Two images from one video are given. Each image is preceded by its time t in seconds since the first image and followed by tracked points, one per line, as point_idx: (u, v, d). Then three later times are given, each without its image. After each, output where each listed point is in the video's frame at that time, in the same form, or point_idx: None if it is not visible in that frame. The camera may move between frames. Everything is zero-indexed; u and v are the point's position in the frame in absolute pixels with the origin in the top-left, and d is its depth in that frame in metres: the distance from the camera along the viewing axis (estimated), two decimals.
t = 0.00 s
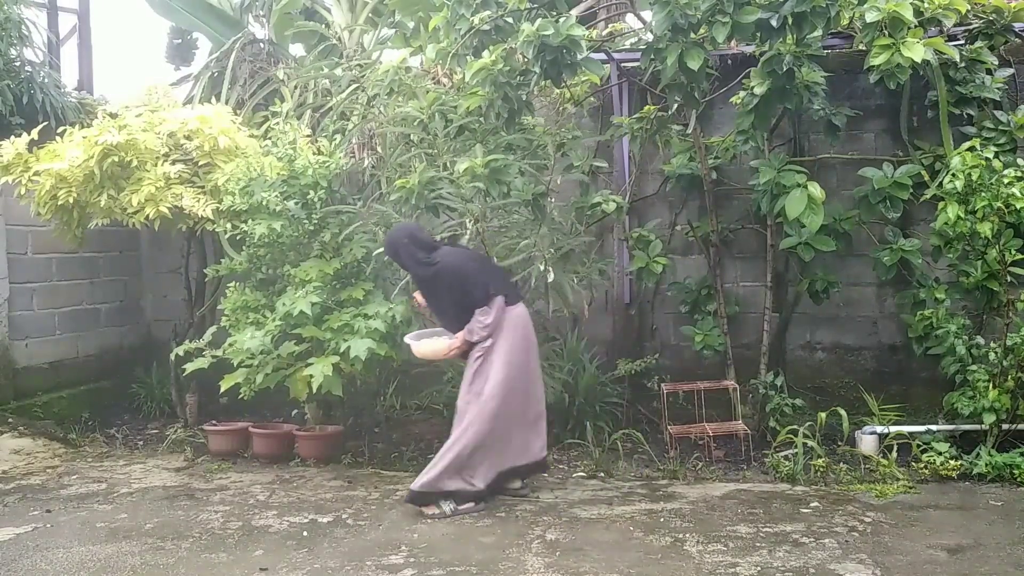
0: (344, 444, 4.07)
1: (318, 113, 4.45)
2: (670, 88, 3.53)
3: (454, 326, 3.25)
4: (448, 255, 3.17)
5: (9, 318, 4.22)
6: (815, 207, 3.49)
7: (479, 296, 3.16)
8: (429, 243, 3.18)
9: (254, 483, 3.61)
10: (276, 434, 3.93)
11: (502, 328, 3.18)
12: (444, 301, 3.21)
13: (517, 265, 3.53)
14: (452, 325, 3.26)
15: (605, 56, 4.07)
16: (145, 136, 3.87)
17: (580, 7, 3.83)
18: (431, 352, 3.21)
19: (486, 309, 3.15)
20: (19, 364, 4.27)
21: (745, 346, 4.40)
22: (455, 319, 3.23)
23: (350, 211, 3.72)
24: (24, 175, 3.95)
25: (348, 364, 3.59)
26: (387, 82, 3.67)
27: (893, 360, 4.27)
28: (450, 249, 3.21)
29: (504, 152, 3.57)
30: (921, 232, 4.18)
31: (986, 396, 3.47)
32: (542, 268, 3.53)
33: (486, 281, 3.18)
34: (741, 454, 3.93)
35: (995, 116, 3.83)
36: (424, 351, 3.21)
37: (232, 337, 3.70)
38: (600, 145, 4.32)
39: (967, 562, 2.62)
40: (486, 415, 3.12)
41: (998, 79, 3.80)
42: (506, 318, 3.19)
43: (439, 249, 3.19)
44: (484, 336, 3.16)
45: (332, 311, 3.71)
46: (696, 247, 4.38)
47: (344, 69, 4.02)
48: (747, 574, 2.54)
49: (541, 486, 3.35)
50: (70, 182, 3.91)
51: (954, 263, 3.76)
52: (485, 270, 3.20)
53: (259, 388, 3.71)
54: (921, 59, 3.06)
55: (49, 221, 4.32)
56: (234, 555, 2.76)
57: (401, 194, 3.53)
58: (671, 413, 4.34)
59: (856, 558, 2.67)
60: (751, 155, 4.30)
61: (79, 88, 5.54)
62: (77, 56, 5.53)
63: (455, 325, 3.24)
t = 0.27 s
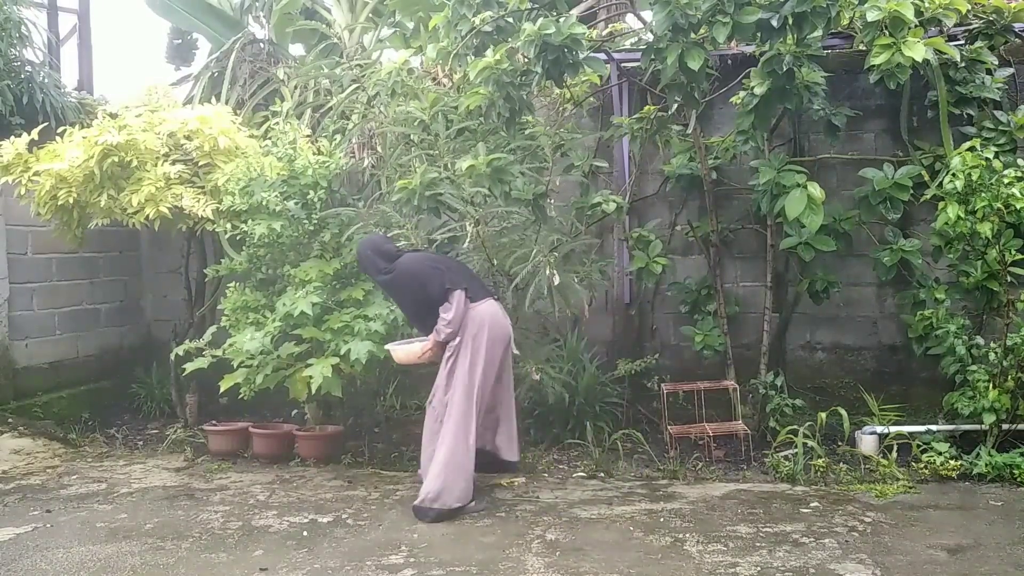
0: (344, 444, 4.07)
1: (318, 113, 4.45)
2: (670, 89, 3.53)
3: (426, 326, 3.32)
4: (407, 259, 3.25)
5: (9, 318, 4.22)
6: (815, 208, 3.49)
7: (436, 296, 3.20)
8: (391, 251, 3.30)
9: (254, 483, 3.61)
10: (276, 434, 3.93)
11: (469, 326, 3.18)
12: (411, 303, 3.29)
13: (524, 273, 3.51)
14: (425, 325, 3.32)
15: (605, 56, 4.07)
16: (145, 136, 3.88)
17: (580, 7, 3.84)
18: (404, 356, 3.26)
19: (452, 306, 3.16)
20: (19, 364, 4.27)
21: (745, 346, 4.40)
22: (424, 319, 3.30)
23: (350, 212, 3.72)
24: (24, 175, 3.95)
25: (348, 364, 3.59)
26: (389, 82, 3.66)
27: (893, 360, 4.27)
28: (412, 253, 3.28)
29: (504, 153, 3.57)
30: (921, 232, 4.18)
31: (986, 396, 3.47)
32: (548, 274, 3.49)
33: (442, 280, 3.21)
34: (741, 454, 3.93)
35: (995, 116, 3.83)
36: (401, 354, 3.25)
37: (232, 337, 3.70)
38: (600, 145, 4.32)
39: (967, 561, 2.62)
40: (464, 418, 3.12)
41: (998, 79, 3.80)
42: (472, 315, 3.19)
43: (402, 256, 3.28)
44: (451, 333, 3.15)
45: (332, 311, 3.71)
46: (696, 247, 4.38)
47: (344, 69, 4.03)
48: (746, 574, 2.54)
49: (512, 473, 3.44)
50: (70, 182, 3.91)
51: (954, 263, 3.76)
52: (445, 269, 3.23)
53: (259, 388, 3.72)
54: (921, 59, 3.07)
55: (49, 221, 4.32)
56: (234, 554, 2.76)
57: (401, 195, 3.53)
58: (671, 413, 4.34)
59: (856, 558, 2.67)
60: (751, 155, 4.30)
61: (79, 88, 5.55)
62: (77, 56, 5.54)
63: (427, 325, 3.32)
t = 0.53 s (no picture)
0: (344, 444, 4.07)
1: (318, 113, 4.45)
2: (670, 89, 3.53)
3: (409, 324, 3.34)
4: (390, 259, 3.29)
5: (9, 318, 4.22)
6: (815, 207, 3.49)
7: (411, 290, 3.27)
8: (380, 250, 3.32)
9: (254, 483, 3.61)
10: (276, 434, 3.93)
11: (445, 318, 3.23)
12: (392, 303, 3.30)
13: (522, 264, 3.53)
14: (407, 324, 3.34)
15: (605, 56, 4.07)
16: (145, 136, 3.88)
17: (580, 7, 3.84)
18: (390, 352, 3.29)
19: (426, 300, 3.22)
20: (19, 365, 4.27)
21: (745, 346, 4.40)
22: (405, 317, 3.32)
23: (350, 212, 3.72)
24: (24, 175, 3.95)
25: (349, 364, 3.59)
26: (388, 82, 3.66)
27: (893, 360, 4.27)
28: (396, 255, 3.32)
29: (504, 152, 3.57)
30: (921, 232, 4.18)
31: (986, 396, 3.47)
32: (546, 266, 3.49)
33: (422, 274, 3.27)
34: (741, 455, 3.93)
35: (995, 116, 3.83)
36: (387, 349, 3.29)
37: (232, 337, 3.70)
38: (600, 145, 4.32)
39: (967, 561, 2.62)
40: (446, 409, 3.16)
41: (998, 79, 3.80)
42: (448, 306, 3.24)
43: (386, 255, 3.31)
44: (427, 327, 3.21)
45: (332, 311, 3.71)
46: (697, 247, 4.38)
47: (344, 69, 4.03)
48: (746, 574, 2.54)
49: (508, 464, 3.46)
50: (70, 182, 3.91)
51: (954, 263, 3.76)
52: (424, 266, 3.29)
53: (259, 388, 3.72)
54: (921, 59, 3.07)
55: (49, 221, 4.33)
56: (234, 555, 2.76)
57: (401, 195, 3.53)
58: (671, 413, 4.34)
59: (856, 558, 2.67)
60: (751, 155, 4.30)
61: (79, 88, 5.55)
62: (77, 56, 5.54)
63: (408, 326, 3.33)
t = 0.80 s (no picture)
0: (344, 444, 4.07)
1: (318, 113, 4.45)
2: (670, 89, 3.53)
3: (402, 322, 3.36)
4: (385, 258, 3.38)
5: (9, 318, 4.22)
6: (815, 207, 3.49)
7: (398, 285, 3.36)
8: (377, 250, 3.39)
9: (254, 483, 3.61)
10: (276, 434, 3.93)
11: (430, 313, 3.29)
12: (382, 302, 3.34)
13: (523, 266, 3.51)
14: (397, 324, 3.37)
15: (605, 56, 4.06)
16: (145, 136, 3.88)
17: (580, 7, 3.84)
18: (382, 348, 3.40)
19: (411, 294, 3.31)
20: (19, 365, 4.27)
21: (746, 346, 4.40)
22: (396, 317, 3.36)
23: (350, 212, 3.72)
24: (24, 174, 3.95)
25: (348, 364, 3.58)
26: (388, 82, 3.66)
27: (893, 360, 4.27)
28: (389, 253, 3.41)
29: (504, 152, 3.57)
30: (921, 232, 4.18)
31: (986, 396, 3.47)
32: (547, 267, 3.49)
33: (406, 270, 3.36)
34: (741, 454, 3.93)
35: (995, 116, 3.82)
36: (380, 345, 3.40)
37: (232, 337, 3.70)
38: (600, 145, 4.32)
39: (967, 561, 2.62)
40: (432, 401, 3.22)
41: (998, 79, 3.80)
42: (432, 301, 3.31)
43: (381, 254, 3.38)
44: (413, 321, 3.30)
45: (332, 311, 3.71)
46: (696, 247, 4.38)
47: (344, 69, 4.03)
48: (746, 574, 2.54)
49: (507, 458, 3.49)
50: (70, 182, 3.91)
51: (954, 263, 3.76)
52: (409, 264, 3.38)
53: (259, 388, 3.72)
54: (921, 58, 3.07)
55: (49, 221, 4.32)
56: (234, 554, 2.76)
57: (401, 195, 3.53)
58: (671, 413, 4.33)
59: (856, 558, 2.67)
60: (751, 155, 4.30)
61: (79, 88, 5.55)
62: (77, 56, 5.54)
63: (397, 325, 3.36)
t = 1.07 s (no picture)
0: (344, 444, 4.07)
1: (318, 113, 4.45)
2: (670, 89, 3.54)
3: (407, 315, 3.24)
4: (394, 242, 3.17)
5: (9, 318, 4.22)
6: (815, 207, 3.49)
7: (393, 285, 3.37)
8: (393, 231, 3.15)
9: (254, 483, 3.61)
10: (276, 434, 3.93)
11: (424, 313, 3.30)
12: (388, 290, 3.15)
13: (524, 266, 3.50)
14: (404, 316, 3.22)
15: (605, 56, 4.05)
16: (145, 136, 3.88)
17: (580, 7, 3.84)
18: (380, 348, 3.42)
19: (407, 292, 3.31)
20: (19, 364, 4.27)
21: (745, 346, 4.40)
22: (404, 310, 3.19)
23: (350, 212, 3.72)
24: (24, 174, 3.95)
25: (349, 364, 3.58)
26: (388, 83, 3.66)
27: (893, 360, 4.27)
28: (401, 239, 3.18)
29: (504, 152, 3.57)
30: (921, 232, 4.18)
31: (986, 396, 3.47)
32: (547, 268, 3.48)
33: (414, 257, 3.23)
34: (740, 454, 3.93)
35: (995, 116, 3.82)
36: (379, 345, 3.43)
37: (232, 337, 3.70)
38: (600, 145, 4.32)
39: (967, 561, 2.62)
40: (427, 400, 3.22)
41: (998, 79, 3.80)
42: (427, 301, 3.32)
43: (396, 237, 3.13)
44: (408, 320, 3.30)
45: (332, 311, 3.71)
46: (696, 247, 4.38)
47: (345, 69, 4.03)
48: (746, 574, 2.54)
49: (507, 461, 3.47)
50: (70, 181, 3.91)
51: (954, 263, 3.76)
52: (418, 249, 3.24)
53: (259, 388, 3.72)
54: (921, 57, 3.06)
55: (49, 221, 4.32)
56: (234, 555, 2.76)
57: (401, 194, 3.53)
58: (671, 413, 4.33)
59: (856, 558, 2.67)
60: (751, 155, 4.30)
61: (79, 88, 5.55)
62: (77, 56, 5.54)
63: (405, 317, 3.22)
